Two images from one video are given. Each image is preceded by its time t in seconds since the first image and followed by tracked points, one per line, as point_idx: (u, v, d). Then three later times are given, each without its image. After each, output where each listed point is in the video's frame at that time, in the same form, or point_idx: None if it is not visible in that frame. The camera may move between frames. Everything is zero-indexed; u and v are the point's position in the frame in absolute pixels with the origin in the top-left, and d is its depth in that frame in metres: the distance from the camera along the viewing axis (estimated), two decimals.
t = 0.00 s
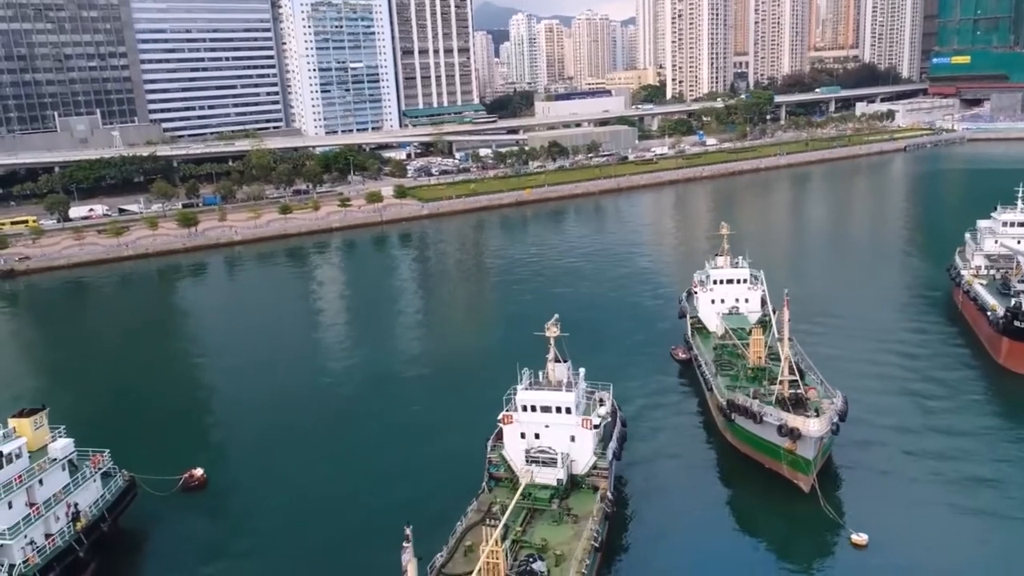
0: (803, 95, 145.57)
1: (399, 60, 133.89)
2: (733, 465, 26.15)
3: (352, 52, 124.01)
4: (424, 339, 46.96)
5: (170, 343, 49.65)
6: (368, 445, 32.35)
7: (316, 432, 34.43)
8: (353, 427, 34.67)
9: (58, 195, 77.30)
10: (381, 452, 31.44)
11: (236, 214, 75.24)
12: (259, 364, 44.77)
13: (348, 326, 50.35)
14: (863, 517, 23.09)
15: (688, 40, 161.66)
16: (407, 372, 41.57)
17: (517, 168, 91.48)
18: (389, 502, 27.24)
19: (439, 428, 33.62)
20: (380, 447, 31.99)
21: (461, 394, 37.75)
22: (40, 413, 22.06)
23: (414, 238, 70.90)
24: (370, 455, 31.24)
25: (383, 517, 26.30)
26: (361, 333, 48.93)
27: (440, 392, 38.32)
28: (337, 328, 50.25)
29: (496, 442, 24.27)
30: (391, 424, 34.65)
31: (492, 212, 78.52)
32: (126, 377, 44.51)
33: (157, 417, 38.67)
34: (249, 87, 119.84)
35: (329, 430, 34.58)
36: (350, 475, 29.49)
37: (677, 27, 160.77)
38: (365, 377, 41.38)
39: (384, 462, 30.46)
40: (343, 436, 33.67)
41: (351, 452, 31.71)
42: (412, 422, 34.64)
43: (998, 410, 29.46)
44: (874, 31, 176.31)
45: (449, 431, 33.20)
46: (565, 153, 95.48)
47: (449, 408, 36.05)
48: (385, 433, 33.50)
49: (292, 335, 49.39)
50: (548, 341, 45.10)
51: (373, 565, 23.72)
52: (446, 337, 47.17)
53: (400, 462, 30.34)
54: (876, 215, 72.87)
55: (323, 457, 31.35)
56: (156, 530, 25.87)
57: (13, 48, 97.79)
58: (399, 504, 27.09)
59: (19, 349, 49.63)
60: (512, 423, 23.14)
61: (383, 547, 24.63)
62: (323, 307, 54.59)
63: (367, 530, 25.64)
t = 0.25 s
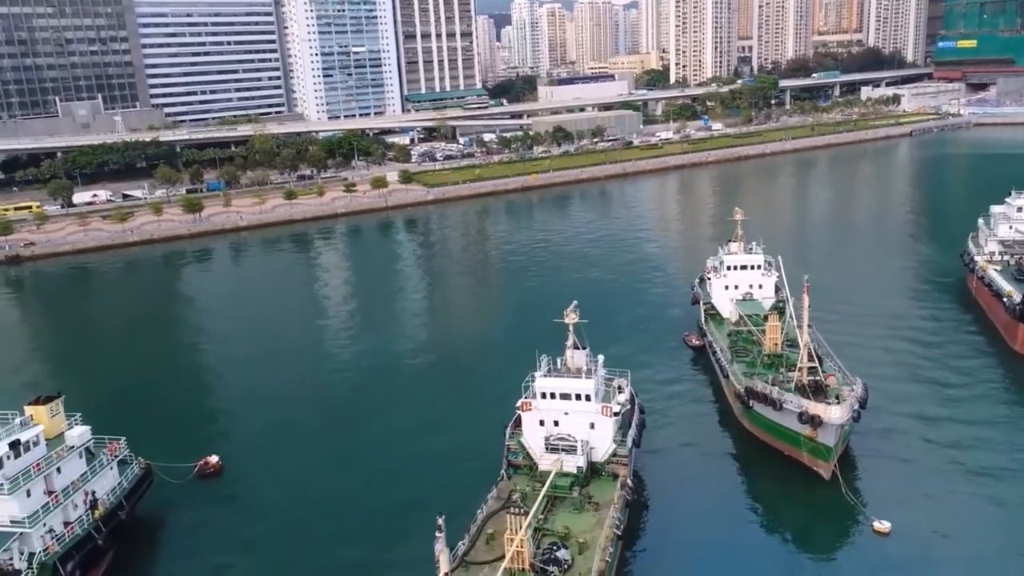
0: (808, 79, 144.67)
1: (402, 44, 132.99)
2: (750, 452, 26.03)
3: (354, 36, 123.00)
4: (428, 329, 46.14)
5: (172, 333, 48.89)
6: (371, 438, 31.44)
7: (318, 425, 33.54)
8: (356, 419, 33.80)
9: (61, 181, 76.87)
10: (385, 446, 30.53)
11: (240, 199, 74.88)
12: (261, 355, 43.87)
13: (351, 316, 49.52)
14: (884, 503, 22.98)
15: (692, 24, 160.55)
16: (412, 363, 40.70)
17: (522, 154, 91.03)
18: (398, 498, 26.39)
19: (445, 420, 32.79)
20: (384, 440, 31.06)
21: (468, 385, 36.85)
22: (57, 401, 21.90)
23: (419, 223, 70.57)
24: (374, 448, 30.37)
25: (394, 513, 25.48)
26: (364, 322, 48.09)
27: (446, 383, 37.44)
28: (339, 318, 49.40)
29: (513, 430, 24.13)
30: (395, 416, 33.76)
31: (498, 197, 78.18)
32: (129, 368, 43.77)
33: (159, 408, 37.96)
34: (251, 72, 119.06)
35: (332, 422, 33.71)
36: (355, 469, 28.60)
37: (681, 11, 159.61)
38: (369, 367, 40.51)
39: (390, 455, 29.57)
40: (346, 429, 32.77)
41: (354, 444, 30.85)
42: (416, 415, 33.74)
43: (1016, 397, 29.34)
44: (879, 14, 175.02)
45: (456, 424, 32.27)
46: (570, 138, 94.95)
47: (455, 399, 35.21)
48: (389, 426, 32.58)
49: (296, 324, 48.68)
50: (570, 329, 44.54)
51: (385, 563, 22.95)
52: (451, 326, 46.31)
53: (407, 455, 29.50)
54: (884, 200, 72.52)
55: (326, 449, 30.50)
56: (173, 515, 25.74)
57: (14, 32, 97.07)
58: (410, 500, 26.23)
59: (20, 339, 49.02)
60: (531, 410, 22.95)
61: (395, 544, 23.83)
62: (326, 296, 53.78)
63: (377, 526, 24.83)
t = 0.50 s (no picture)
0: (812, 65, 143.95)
1: (404, 30, 132.22)
2: (765, 440, 25.94)
3: (356, 22, 122.17)
4: (434, 319, 45.46)
5: (177, 323, 48.31)
6: (377, 431, 30.75)
7: (323, 418, 32.80)
8: (362, 412, 33.08)
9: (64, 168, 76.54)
10: (392, 441, 29.72)
11: (245, 186, 74.56)
12: (266, 345, 43.20)
13: (356, 306, 48.89)
14: (902, 491, 22.88)
15: (696, 10, 159.64)
16: (418, 354, 40.04)
17: (526, 140, 90.61)
18: (409, 496, 25.74)
19: (453, 414, 32.08)
20: (390, 435, 30.34)
21: (475, 377, 36.16)
22: (72, 390, 21.73)
23: (424, 211, 70.26)
24: (381, 442, 29.64)
25: (405, 512, 24.86)
26: (369, 312, 47.48)
27: (453, 375, 36.74)
28: (344, 308, 48.74)
29: (529, 418, 23.98)
30: (401, 409, 33.04)
31: (503, 184, 77.86)
32: (133, 359, 43.23)
33: (165, 399, 37.40)
34: (252, 58, 118.33)
35: (338, 415, 32.99)
36: (363, 466, 27.88)
37: None
38: (374, 358, 39.81)
39: (397, 452, 28.81)
40: (352, 422, 32.03)
41: (360, 439, 30.13)
42: (423, 408, 33.01)
43: None
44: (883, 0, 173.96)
45: (464, 418, 31.56)
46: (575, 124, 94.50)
47: (464, 392, 34.50)
48: (396, 420, 31.84)
49: (301, 314, 48.18)
50: (583, 318, 44.21)
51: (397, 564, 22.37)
52: (457, 316, 45.66)
53: (416, 451, 28.81)
54: (892, 187, 72.21)
55: (332, 443, 29.76)
56: (187, 502, 25.61)
57: (14, 18, 96.55)
58: (422, 498, 25.57)
59: (24, 328, 48.56)
60: (548, 399, 22.82)
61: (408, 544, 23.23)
62: (330, 285, 53.19)
63: (388, 525, 24.21)
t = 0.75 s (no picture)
0: (817, 48, 143.14)
1: (406, 13, 131.26)
2: (781, 426, 25.84)
3: (358, 5, 121.19)
4: (442, 307, 44.82)
5: (182, 310, 47.73)
6: (379, 422, 30.08)
7: (332, 406, 32.11)
8: (367, 401, 32.40)
9: (67, 152, 76.13)
10: (399, 432, 29.02)
11: (250, 171, 74.25)
12: (273, 332, 42.56)
13: (362, 293, 48.24)
14: (923, 477, 22.73)
15: None
16: (426, 342, 39.36)
17: (531, 125, 90.13)
18: (423, 490, 25.09)
19: (464, 403, 31.38)
20: (391, 426, 29.62)
21: (485, 366, 35.46)
22: (88, 377, 21.55)
23: (430, 196, 69.89)
24: (392, 433, 28.97)
25: (420, 505, 24.25)
26: (376, 300, 46.87)
27: (462, 364, 36.06)
28: (350, 295, 48.09)
29: (547, 404, 23.84)
30: (410, 398, 32.34)
31: (509, 169, 77.50)
32: (140, 345, 42.71)
33: (172, 387, 36.88)
34: (254, 42, 117.42)
35: (346, 404, 32.29)
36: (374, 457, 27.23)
37: None
38: (382, 346, 39.14)
39: (405, 443, 28.12)
40: (361, 411, 31.34)
41: (370, 428, 29.44)
42: (429, 398, 32.34)
43: None
44: None
45: (471, 408, 30.90)
46: (579, 109, 93.97)
47: (474, 380, 33.83)
48: (405, 409, 31.14)
49: (308, 300, 47.61)
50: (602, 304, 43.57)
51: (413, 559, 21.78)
52: (465, 304, 45.01)
53: (428, 442, 28.14)
54: (900, 172, 71.79)
55: (342, 434, 29.09)
56: (202, 487, 25.49)
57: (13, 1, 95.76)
58: (437, 491, 24.94)
59: (29, 313, 48.12)
60: (567, 384, 22.67)
61: (423, 539, 22.63)
62: (336, 272, 52.60)
63: (403, 519, 23.60)
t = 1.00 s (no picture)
0: (822, 34, 142.47)
1: None
2: (796, 414, 25.76)
3: None
4: (449, 295, 44.28)
5: (183, 298, 47.42)
6: (380, 411, 29.75)
7: (340, 397, 31.60)
8: (369, 390, 32.09)
9: (70, 138, 75.79)
10: (402, 422, 28.67)
11: (254, 157, 73.99)
12: (280, 321, 42.08)
13: (369, 281, 47.72)
14: (941, 464, 22.62)
15: None
16: (428, 331, 39.00)
17: (535, 110, 89.70)
18: (425, 482, 24.76)
19: (475, 394, 30.85)
20: (392, 416, 29.28)
21: (495, 356, 34.92)
22: (102, 364, 21.39)
23: (435, 182, 69.60)
24: (401, 425, 28.46)
25: (433, 501, 23.76)
26: (382, 288, 46.37)
27: (471, 353, 35.52)
28: (354, 283, 47.66)
29: (564, 392, 23.73)
30: (419, 389, 31.80)
31: (514, 155, 77.18)
32: (145, 334, 42.29)
33: (178, 375, 36.48)
34: (255, 27, 116.62)
35: (354, 395, 31.76)
36: (385, 450, 26.75)
37: None
38: (389, 336, 38.58)
39: (408, 434, 27.78)
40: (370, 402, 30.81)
41: (380, 420, 28.95)
42: (431, 387, 31.99)
43: None
44: None
45: (474, 398, 30.53)
46: (584, 94, 93.56)
47: (484, 371, 33.30)
48: (414, 400, 30.59)
49: (315, 288, 47.18)
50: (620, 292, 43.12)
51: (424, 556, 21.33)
52: (473, 292, 44.48)
53: (439, 435, 27.62)
54: (908, 157, 71.44)
55: (350, 425, 28.58)
56: (216, 475, 25.40)
57: None
58: (449, 487, 24.45)
59: (34, 300, 47.77)
60: (584, 372, 22.55)
61: (435, 535, 22.15)
62: (342, 260, 52.15)
63: (414, 515, 23.13)
